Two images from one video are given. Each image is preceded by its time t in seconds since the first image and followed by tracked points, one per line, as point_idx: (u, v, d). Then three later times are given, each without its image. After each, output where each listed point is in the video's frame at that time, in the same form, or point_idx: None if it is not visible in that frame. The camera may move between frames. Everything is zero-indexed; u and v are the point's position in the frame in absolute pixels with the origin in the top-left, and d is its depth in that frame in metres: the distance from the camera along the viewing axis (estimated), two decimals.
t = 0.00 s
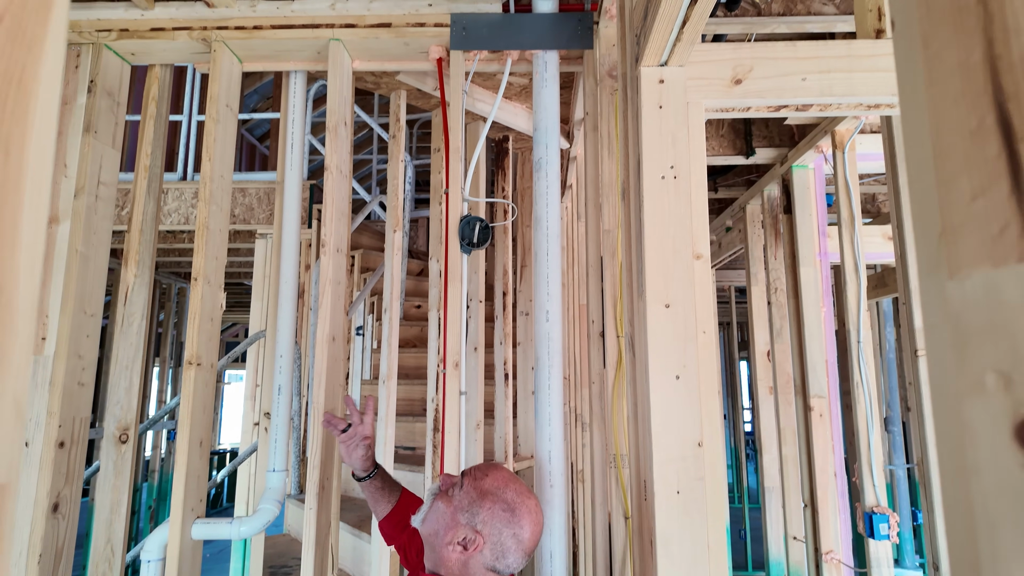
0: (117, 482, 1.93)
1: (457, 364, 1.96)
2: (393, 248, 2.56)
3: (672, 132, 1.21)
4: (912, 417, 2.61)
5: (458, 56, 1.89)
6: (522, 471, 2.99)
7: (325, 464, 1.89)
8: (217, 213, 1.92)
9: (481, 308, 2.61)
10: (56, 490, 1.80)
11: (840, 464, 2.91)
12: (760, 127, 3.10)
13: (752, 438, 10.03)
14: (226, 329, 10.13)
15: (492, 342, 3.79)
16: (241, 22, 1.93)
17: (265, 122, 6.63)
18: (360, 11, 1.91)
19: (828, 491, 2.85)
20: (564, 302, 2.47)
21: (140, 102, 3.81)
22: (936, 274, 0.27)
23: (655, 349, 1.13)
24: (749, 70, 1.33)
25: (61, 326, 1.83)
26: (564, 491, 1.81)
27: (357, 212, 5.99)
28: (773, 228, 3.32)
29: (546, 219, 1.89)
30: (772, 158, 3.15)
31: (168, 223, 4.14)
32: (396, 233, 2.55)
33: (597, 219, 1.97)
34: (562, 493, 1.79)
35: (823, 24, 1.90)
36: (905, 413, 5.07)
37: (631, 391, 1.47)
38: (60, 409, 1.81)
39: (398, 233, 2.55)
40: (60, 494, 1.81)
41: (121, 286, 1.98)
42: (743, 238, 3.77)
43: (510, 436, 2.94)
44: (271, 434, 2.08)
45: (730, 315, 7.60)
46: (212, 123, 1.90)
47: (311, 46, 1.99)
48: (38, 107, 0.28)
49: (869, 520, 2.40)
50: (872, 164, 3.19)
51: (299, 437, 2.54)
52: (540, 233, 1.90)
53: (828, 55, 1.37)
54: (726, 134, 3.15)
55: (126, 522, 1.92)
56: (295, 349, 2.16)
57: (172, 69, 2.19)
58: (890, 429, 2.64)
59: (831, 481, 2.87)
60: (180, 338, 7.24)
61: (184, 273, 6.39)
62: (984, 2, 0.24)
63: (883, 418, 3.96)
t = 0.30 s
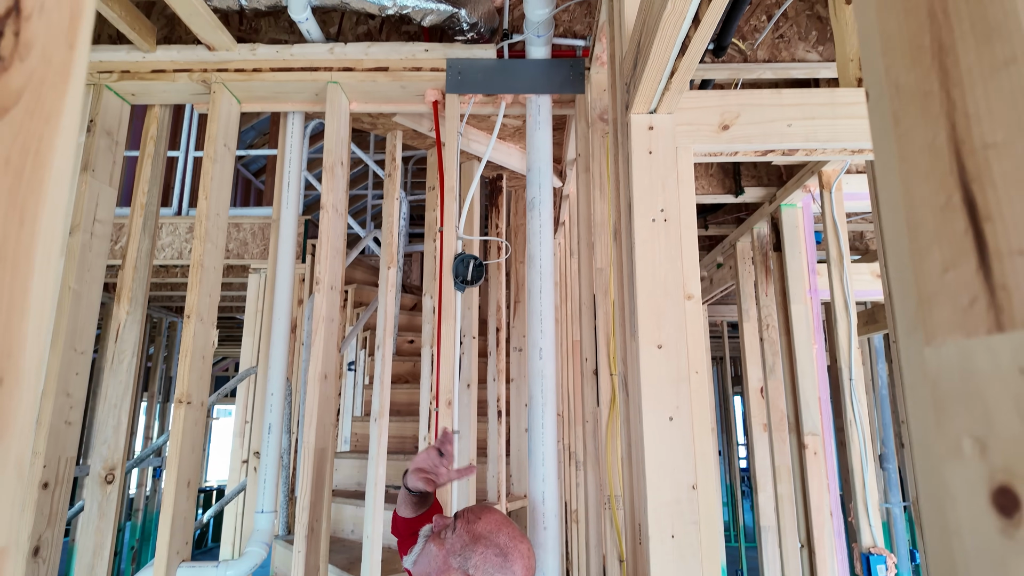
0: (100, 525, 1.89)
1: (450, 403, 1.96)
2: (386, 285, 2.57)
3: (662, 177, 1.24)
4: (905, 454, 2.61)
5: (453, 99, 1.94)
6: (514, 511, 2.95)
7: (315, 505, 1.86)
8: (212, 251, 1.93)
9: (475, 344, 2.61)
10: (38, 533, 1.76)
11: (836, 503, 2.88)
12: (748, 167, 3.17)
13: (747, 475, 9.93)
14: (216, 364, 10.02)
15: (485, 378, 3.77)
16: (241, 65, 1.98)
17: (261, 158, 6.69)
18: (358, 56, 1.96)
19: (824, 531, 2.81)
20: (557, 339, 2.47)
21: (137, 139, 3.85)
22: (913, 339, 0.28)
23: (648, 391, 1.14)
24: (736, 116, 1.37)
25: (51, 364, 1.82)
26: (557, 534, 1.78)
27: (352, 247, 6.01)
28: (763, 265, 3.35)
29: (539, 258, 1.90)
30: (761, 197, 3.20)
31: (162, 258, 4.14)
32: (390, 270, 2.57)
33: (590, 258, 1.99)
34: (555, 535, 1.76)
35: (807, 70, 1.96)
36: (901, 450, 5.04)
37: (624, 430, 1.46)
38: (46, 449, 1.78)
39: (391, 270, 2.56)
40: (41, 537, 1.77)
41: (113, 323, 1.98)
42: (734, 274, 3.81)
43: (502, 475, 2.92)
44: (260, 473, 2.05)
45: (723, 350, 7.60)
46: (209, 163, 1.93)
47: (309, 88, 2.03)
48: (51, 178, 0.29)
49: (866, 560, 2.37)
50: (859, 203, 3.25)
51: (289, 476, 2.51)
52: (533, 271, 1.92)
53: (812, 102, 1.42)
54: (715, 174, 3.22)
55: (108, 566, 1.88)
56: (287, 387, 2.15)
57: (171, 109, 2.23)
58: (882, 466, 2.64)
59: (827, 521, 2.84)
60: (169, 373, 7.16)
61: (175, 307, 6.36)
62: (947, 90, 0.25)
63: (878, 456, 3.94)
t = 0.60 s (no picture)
0: (83, 562, 1.84)
1: (444, 435, 1.93)
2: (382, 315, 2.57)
3: (655, 211, 1.25)
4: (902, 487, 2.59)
5: (449, 134, 1.96)
6: (509, 546, 2.90)
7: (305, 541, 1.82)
8: (207, 281, 1.93)
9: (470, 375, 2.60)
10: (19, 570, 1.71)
11: (834, 537, 2.85)
12: (740, 200, 3.21)
13: (744, 508, 9.81)
14: (208, 394, 9.91)
15: (479, 409, 3.74)
16: (240, 99, 2.01)
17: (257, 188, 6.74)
18: (356, 91, 1.99)
19: (823, 565, 2.78)
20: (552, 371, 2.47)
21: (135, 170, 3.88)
22: (902, 386, 0.28)
23: (643, 426, 1.13)
24: (727, 153, 1.40)
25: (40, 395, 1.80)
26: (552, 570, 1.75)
27: (346, 276, 6.01)
28: (757, 296, 3.37)
29: (534, 289, 1.91)
30: (753, 229, 3.24)
31: (155, 287, 4.12)
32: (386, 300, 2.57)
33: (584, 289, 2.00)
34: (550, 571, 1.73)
35: (795, 107, 2.01)
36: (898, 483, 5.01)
37: (620, 463, 1.45)
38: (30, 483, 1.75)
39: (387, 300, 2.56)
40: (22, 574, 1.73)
41: (104, 354, 1.96)
42: (727, 305, 3.82)
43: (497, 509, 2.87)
44: (250, 508, 2.01)
45: (718, 381, 7.59)
46: (206, 194, 1.93)
47: (307, 122, 2.05)
48: (55, 225, 0.29)
49: None
50: (849, 236, 3.29)
51: (279, 510, 2.46)
52: (528, 302, 1.92)
53: (800, 139, 1.45)
54: (707, 206, 3.26)
55: None
56: (278, 419, 2.12)
57: (169, 141, 2.25)
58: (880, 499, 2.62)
59: (825, 555, 2.80)
60: (160, 404, 7.08)
61: (168, 337, 6.33)
62: (926, 146, 0.26)
63: (875, 488, 3.92)
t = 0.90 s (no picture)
0: None
1: (438, 463, 1.92)
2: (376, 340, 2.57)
3: (648, 241, 1.27)
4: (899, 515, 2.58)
5: (445, 162, 1.99)
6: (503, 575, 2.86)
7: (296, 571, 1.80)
8: (201, 307, 1.93)
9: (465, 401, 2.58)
10: None
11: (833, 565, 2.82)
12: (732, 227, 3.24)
13: (742, 536, 9.70)
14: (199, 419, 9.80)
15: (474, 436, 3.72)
16: (239, 126, 2.03)
17: (254, 213, 6.77)
18: (354, 120, 2.02)
19: None
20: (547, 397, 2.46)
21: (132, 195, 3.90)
22: (886, 424, 0.29)
23: (638, 455, 1.13)
24: (718, 183, 1.43)
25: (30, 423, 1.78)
26: None
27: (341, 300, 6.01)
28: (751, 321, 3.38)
29: (529, 316, 1.92)
30: (745, 256, 3.26)
31: (148, 311, 4.11)
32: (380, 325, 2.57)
33: (579, 315, 2.01)
34: None
35: (786, 137, 2.05)
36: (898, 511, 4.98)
37: (615, 491, 1.44)
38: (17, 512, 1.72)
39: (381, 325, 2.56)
40: None
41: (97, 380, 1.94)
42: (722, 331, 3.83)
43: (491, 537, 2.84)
44: (240, 537, 1.98)
45: (715, 406, 7.56)
46: (203, 220, 1.94)
47: (305, 150, 2.08)
48: (60, 266, 0.30)
49: None
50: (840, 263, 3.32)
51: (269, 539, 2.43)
52: (523, 328, 1.93)
53: (791, 170, 1.47)
54: (700, 233, 3.30)
55: None
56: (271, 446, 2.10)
57: (167, 168, 2.27)
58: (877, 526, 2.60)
59: None
60: (150, 429, 7.00)
61: (160, 361, 6.29)
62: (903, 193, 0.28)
63: (874, 516, 3.88)
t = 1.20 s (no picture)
0: None
1: (432, 487, 1.90)
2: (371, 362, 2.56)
3: (643, 265, 1.28)
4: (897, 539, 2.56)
5: (442, 185, 2.00)
6: None
7: None
8: (196, 328, 1.93)
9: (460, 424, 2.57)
10: None
11: None
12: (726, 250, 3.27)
13: (740, 560, 9.58)
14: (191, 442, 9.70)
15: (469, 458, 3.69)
16: (238, 149, 2.05)
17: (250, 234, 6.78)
18: (352, 143, 2.04)
19: None
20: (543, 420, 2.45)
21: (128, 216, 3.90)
22: (877, 454, 0.29)
23: (634, 480, 1.13)
24: (711, 208, 1.44)
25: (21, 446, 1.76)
26: None
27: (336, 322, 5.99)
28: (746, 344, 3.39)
29: (525, 338, 1.92)
30: (741, 278, 3.26)
31: (143, 333, 4.09)
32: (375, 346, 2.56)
33: (575, 338, 2.01)
34: None
35: (778, 162, 2.07)
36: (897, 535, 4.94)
37: (611, 516, 1.43)
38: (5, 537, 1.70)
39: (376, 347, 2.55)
40: None
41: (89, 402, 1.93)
42: (718, 353, 3.83)
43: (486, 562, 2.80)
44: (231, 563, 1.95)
45: (711, 429, 7.53)
46: (200, 242, 1.95)
47: (303, 172, 2.09)
48: (60, 296, 0.31)
49: None
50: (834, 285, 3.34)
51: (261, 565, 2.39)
52: (519, 350, 1.92)
53: (783, 195, 1.49)
54: (695, 256, 3.32)
55: None
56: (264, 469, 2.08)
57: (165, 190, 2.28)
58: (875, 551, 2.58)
59: None
60: (142, 451, 6.92)
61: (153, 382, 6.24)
62: (888, 229, 0.28)
63: (872, 540, 3.86)
